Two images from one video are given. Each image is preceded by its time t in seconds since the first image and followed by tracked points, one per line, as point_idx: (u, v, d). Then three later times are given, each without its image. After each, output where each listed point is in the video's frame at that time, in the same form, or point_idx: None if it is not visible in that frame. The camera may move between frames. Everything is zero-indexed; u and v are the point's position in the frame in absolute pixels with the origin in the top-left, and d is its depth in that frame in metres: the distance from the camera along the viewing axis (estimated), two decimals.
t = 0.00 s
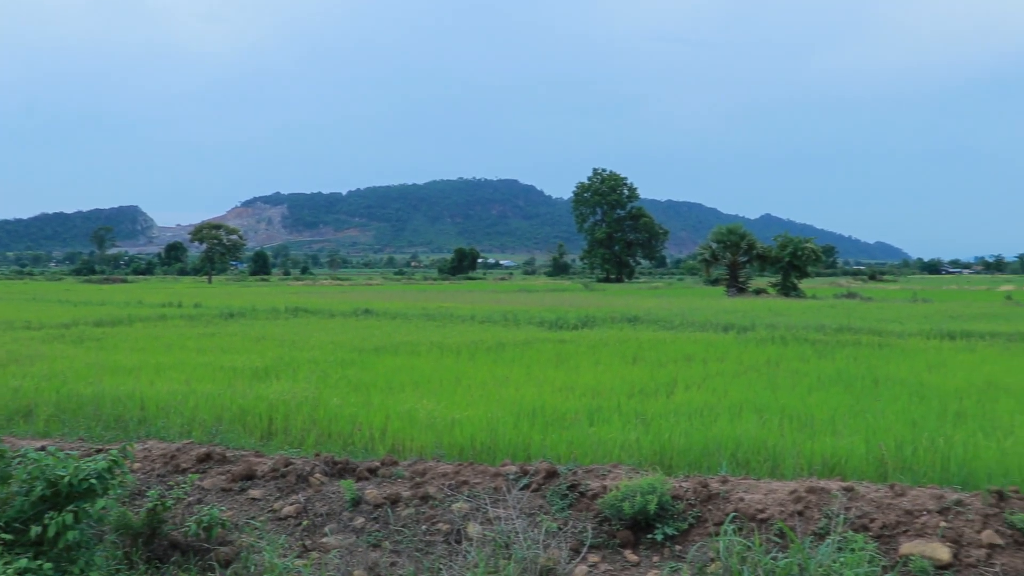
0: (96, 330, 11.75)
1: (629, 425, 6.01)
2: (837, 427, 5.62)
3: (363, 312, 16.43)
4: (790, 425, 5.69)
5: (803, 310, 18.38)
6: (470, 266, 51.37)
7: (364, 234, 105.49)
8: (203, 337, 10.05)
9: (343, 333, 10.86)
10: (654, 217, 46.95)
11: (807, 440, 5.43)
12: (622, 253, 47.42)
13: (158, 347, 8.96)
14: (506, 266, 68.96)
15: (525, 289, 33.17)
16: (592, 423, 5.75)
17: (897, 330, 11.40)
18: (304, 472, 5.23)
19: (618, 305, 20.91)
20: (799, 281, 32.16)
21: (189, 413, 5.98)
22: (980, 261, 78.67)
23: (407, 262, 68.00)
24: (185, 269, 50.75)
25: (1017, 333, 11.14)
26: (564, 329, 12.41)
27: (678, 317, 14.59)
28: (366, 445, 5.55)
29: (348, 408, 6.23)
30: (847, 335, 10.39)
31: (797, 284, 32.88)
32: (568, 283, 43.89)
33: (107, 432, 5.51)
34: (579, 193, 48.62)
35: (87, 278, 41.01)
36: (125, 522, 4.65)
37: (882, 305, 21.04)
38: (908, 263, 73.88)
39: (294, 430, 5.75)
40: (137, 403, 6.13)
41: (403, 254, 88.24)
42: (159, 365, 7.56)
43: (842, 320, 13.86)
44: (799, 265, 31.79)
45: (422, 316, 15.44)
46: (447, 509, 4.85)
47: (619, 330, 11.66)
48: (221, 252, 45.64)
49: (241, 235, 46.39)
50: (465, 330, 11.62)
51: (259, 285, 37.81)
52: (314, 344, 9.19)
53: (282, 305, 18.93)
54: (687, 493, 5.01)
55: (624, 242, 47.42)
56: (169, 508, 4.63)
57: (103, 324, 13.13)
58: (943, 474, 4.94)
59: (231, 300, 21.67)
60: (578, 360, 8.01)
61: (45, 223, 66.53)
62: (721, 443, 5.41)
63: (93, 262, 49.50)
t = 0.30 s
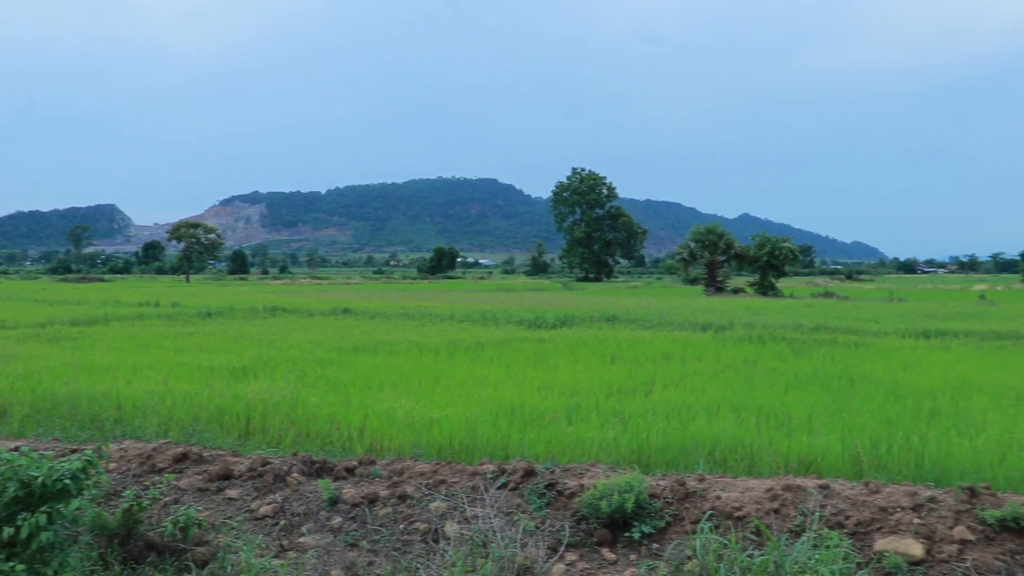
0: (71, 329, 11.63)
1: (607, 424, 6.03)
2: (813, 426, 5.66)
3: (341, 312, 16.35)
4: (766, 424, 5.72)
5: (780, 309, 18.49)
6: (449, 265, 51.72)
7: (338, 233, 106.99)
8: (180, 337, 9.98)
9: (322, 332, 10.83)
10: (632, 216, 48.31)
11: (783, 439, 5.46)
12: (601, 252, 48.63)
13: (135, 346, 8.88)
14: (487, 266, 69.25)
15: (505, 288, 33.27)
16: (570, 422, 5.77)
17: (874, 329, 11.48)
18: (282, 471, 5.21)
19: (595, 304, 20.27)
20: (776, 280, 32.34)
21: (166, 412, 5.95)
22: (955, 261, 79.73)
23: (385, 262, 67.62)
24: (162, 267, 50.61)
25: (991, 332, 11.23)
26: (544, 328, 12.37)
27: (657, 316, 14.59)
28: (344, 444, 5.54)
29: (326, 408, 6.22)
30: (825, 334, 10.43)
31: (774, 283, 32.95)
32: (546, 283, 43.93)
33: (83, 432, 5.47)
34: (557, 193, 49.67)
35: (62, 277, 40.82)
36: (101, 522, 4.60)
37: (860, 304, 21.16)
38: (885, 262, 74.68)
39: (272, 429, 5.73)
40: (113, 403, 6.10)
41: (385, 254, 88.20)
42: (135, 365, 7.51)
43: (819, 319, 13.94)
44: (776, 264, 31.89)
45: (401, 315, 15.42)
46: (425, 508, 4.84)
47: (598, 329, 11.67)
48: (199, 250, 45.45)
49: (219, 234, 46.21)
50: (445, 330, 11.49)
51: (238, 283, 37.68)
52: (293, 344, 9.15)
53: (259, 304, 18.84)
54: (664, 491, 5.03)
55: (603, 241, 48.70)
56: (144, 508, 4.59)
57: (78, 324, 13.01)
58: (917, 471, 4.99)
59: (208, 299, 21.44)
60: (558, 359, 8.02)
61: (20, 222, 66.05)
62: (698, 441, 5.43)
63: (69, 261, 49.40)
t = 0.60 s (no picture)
0: (46, 329, 11.53)
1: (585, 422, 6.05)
2: (790, 424, 5.70)
3: (319, 311, 16.25)
4: (744, 422, 5.76)
5: (758, 308, 18.58)
6: (427, 265, 52.35)
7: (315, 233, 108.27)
8: (157, 336, 9.90)
9: (300, 332, 10.79)
10: (612, 216, 49.31)
11: (760, 437, 5.50)
12: (580, 252, 49.58)
13: (111, 346, 8.81)
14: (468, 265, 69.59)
15: (485, 288, 33.29)
16: (548, 421, 5.78)
17: (852, 328, 11.53)
18: (260, 471, 5.19)
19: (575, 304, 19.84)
20: (754, 279, 32.48)
21: (143, 413, 5.92)
22: (930, 261, 80.76)
23: (365, 263, 67.68)
24: (140, 267, 50.40)
25: (964, 331, 11.35)
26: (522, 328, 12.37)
27: (635, 315, 14.60)
28: (322, 444, 5.53)
29: (304, 407, 6.21)
30: (802, 334, 10.50)
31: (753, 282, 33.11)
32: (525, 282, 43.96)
33: (59, 432, 5.44)
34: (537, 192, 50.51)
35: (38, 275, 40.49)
36: (76, 523, 4.56)
37: (839, 303, 21.30)
38: (863, 262, 75.46)
39: (250, 429, 5.71)
40: (89, 403, 6.07)
41: (366, 254, 88.08)
42: (112, 365, 7.46)
43: (796, 319, 14.02)
44: (754, 263, 32.11)
45: (380, 315, 15.39)
46: (404, 507, 4.84)
47: (578, 328, 11.68)
48: (177, 250, 44.96)
49: (197, 232, 45.66)
50: (424, 329, 11.46)
51: (217, 283, 37.55)
52: (271, 343, 9.10)
53: (237, 304, 18.74)
54: (642, 490, 5.05)
55: (582, 241, 49.63)
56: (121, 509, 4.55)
57: (52, 324, 12.90)
58: (892, 469, 5.04)
59: (184, 299, 21.21)
60: (537, 358, 8.03)
61: None
62: (676, 440, 5.46)
63: (45, 260, 49.13)
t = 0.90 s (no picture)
0: (25, 330, 11.48)
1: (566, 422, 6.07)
2: (770, 424, 5.74)
3: (301, 312, 16.23)
4: (724, 422, 5.79)
5: (738, 308, 18.73)
6: (409, 265, 52.91)
7: (297, 233, 109.23)
8: (136, 337, 9.85)
9: (281, 332, 10.77)
10: (592, 217, 50.11)
11: (741, 437, 5.52)
12: (562, 252, 50.40)
13: (90, 347, 8.75)
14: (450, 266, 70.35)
15: (467, 288, 33.54)
16: (530, 421, 5.79)
17: (831, 328, 11.63)
18: (240, 473, 5.17)
19: (559, 305, 20.44)
20: (735, 280, 32.71)
21: (122, 414, 5.90)
22: (909, 261, 81.75)
23: (348, 262, 68.23)
24: (120, 268, 50.52)
25: (942, 331, 11.45)
26: (504, 328, 12.39)
27: (616, 316, 14.66)
28: (303, 445, 5.52)
29: (285, 408, 6.20)
30: (782, 334, 10.58)
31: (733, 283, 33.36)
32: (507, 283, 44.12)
33: (36, 434, 5.41)
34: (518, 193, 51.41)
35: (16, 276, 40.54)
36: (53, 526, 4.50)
37: (817, 303, 21.46)
38: (841, 262, 76.32)
39: (230, 431, 5.70)
40: (67, 404, 6.05)
41: (349, 254, 88.15)
42: (91, 366, 7.43)
43: (775, 319, 14.13)
44: (735, 264, 32.30)
45: (361, 315, 15.44)
46: (385, 508, 4.83)
47: (559, 329, 11.72)
48: (158, 250, 44.95)
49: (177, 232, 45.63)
50: (406, 329, 11.48)
51: (198, 283, 37.54)
52: (251, 344, 9.08)
53: (219, 304, 18.77)
54: (623, 490, 5.06)
55: (564, 241, 50.39)
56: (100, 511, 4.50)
57: (31, 325, 12.85)
58: (870, 468, 5.07)
59: (166, 299, 21.20)
60: (519, 359, 8.04)
61: None
62: (657, 440, 5.48)
63: (24, 261, 49.17)
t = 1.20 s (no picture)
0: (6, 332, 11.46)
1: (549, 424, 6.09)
2: (752, 425, 5.77)
3: (285, 314, 16.26)
4: (706, 423, 5.82)
5: (720, 310, 18.90)
6: (392, 266, 53.85)
7: (282, 233, 109.59)
8: (118, 339, 9.81)
9: (264, 333, 10.77)
10: (575, 218, 50.63)
11: (722, 438, 5.56)
12: (545, 254, 50.88)
13: (71, 349, 8.71)
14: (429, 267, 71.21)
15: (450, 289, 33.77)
16: (512, 422, 5.81)
17: (812, 330, 11.72)
18: (222, 475, 5.15)
19: (539, 305, 21.57)
20: (718, 281, 33.18)
21: (103, 416, 5.89)
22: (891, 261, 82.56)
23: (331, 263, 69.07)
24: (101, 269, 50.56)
25: (920, 332, 11.57)
26: (487, 330, 12.42)
27: (599, 317, 14.75)
28: (286, 447, 5.52)
29: (267, 410, 6.19)
30: (764, 334, 10.65)
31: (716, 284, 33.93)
32: (492, 283, 44.26)
33: (16, 438, 5.39)
34: (501, 194, 51.98)
35: None
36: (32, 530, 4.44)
37: (798, 305, 21.65)
38: (823, 263, 77.10)
39: (212, 433, 5.69)
40: (47, 408, 6.03)
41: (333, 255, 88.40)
42: (71, 368, 7.40)
43: (757, 320, 14.24)
44: (717, 266, 32.60)
45: (344, 317, 15.48)
46: (367, 510, 4.82)
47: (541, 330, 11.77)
48: (140, 252, 44.83)
49: (159, 234, 45.66)
50: (389, 331, 11.50)
51: (180, 284, 37.51)
52: (234, 345, 9.06)
53: (202, 306, 18.85)
54: (606, 491, 5.07)
55: (547, 243, 50.82)
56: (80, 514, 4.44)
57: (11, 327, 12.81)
58: (852, 469, 5.10)
59: (149, 301, 21.20)
60: (502, 360, 8.06)
61: None
62: (640, 441, 5.50)
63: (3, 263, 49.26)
